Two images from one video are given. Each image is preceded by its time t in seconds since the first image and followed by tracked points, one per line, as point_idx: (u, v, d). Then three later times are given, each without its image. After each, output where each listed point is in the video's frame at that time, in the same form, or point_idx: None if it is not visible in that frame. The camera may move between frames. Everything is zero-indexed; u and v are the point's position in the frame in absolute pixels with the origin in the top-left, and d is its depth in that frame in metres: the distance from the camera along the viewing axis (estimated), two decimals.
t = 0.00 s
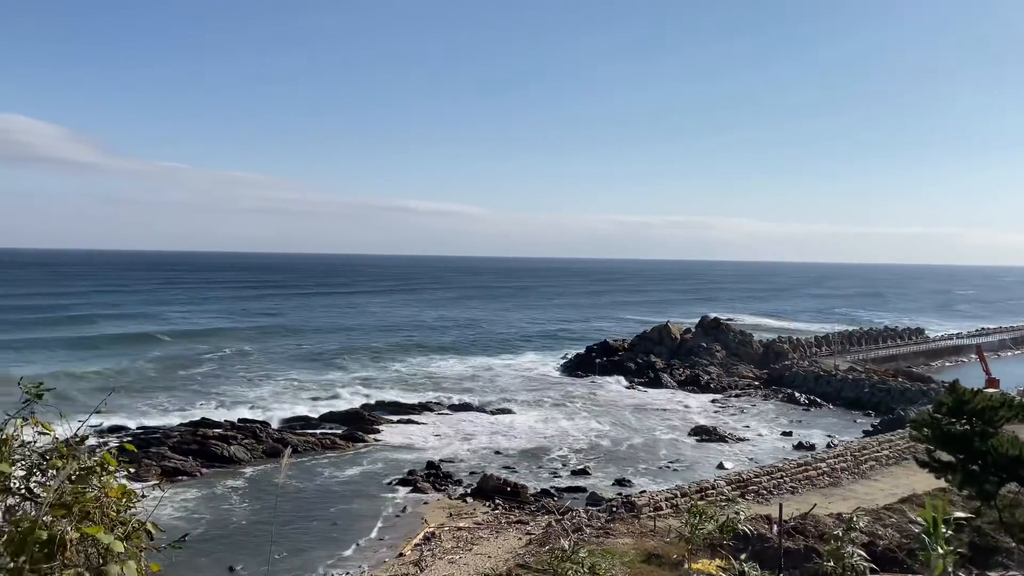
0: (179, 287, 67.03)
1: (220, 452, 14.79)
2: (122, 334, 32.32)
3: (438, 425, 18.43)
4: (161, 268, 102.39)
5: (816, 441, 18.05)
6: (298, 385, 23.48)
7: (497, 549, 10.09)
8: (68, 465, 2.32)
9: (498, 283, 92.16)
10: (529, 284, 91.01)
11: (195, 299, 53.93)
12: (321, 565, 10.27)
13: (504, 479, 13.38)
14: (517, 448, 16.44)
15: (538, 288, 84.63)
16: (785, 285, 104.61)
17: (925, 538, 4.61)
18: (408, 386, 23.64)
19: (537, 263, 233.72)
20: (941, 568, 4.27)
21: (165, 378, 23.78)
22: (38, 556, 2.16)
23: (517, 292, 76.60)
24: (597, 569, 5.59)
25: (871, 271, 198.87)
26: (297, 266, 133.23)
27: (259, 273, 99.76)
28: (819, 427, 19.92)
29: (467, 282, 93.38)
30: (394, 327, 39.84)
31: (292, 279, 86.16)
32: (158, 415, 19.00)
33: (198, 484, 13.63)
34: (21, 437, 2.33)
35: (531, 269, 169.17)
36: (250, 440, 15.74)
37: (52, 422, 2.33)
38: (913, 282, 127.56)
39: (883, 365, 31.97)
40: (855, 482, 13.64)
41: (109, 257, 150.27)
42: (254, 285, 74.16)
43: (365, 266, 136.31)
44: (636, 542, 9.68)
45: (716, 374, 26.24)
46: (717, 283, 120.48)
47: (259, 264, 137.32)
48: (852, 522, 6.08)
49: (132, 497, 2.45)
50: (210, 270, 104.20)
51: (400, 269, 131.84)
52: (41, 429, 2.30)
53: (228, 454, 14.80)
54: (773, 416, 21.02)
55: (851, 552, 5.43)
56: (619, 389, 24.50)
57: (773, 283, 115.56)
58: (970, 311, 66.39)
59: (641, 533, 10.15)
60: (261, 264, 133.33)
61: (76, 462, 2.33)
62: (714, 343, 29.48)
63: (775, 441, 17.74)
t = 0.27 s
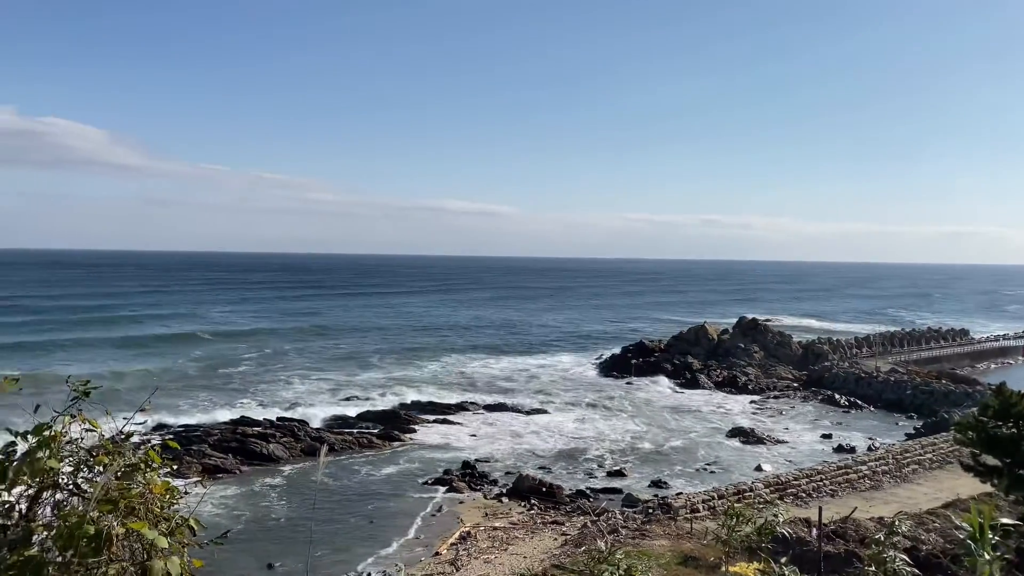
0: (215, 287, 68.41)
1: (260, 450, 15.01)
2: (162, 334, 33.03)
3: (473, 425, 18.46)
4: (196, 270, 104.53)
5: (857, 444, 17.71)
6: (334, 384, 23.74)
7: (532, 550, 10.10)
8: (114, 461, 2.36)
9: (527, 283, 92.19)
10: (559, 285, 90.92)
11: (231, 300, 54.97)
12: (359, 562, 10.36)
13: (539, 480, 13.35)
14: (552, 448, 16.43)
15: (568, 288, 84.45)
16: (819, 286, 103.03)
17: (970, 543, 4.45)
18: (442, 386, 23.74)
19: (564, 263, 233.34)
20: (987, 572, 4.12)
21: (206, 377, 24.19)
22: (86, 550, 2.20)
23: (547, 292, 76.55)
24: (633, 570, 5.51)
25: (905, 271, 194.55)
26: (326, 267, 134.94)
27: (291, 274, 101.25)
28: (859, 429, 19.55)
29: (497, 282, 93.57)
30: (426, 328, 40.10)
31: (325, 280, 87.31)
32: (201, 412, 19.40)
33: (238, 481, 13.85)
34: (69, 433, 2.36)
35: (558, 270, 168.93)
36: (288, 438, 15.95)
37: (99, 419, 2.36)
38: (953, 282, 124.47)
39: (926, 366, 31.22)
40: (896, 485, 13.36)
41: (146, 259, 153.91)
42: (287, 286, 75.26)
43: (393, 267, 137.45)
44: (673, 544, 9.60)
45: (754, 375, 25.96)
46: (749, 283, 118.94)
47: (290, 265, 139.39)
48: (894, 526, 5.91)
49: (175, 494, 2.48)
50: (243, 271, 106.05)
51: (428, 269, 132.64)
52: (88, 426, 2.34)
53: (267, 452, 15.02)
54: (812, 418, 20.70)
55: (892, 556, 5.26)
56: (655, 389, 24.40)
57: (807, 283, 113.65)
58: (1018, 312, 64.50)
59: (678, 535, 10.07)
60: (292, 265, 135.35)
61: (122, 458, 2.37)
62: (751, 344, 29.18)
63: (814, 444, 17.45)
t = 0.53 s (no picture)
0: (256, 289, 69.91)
1: (304, 449, 15.24)
2: (207, 335, 33.82)
3: (514, 426, 18.49)
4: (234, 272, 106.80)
5: (904, 446, 17.29)
6: (375, 384, 24.01)
7: (573, 551, 10.09)
8: (166, 459, 2.39)
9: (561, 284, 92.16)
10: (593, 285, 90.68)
11: (271, 300, 56.10)
12: (401, 560, 10.43)
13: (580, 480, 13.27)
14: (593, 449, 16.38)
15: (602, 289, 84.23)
16: (860, 286, 101.00)
17: None
18: (481, 386, 23.83)
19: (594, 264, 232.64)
20: None
21: (251, 376, 24.66)
22: (139, 546, 2.25)
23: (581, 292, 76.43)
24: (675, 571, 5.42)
25: (947, 271, 189.43)
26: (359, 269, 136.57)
27: (327, 275, 102.80)
28: (907, 432, 19.09)
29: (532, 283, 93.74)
30: (463, 328, 40.32)
31: (360, 281, 88.50)
32: (248, 410, 19.83)
33: (282, 478, 14.07)
34: (122, 431, 2.40)
35: (589, 270, 168.48)
36: (331, 437, 16.17)
37: (151, 416, 2.40)
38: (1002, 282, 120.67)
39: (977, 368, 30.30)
40: (946, 489, 13.01)
41: (187, 261, 157.99)
42: (325, 286, 76.50)
43: (425, 269, 138.53)
44: (715, 547, 9.49)
45: (798, 377, 25.59)
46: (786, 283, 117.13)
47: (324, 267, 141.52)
48: (944, 532, 5.69)
49: (223, 491, 2.51)
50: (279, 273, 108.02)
51: (459, 271, 133.33)
52: (140, 423, 2.38)
53: (311, 450, 15.23)
54: (858, 420, 20.29)
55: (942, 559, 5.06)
56: (697, 390, 24.23)
57: (847, 283, 111.29)
58: None
59: (720, 537, 9.94)
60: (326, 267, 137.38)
61: (173, 456, 2.40)
62: (795, 345, 28.79)
63: (860, 446, 17.10)
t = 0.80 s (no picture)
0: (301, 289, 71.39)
1: (354, 448, 15.46)
2: (257, 336, 34.65)
3: (562, 428, 18.48)
4: (277, 274, 109.14)
5: (965, 451, 16.75)
6: (423, 384, 24.27)
7: (621, 554, 10.04)
8: (223, 458, 2.42)
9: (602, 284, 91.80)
10: (633, 286, 90.13)
11: (316, 302, 57.18)
12: (450, 560, 10.50)
13: (628, 483, 13.16)
14: (641, 451, 16.27)
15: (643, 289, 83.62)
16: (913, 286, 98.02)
17: None
18: (527, 386, 23.87)
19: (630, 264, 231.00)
20: None
21: (301, 377, 25.14)
22: (198, 543, 2.30)
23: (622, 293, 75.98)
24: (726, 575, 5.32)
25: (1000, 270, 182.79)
26: (396, 270, 138.09)
27: (367, 277, 104.30)
28: (968, 436, 18.48)
29: (572, 283, 93.60)
30: (506, 328, 40.41)
31: (402, 282, 89.59)
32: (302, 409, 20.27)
33: (332, 478, 14.29)
34: (181, 429, 2.44)
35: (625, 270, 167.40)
36: (380, 437, 16.36)
37: (208, 415, 2.44)
38: None
39: None
40: (1010, 496, 12.55)
41: (232, 263, 162.19)
42: (368, 287, 77.67)
43: (461, 270, 139.37)
44: (766, 551, 9.31)
45: (852, 379, 25.06)
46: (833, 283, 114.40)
47: (362, 268, 143.52)
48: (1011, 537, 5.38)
49: (278, 489, 2.54)
50: (320, 275, 109.90)
51: (495, 272, 133.66)
52: (197, 423, 2.42)
53: (360, 450, 15.44)
54: (915, 423, 19.75)
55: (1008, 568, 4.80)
56: (748, 391, 23.96)
57: (901, 283, 108.17)
58: None
59: (772, 541, 9.76)
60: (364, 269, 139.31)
61: (230, 456, 2.43)
62: (850, 346, 28.26)
63: (918, 450, 16.63)
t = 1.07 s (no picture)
0: (347, 291, 72.65)
1: (406, 448, 15.62)
2: (308, 337, 35.36)
3: (613, 430, 18.40)
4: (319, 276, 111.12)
5: None
6: (473, 385, 24.42)
7: (673, 556, 9.92)
8: (281, 455, 2.46)
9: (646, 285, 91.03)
10: (678, 286, 89.11)
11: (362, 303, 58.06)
12: (501, 560, 10.51)
13: (680, 486, 13.03)
14: (693, 453, 16.13)
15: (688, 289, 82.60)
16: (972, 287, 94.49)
17: None
18: (575, 387, 23.82)
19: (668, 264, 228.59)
20: None
21: (353, 376, 25.53)
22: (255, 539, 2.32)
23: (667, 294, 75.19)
24: None
25: None
26: (434, 271, 139.07)
27: (410, 278, 105.41)
28: None
29: (615, 284, 93.01)
30: (551, 329, 40.37)
31: (444, 283, 90.35)
32: (355, 408, 20.63)
33: (384, 476, 14.46)
34: (241, 427, 2.49)
35: (664, 271, 165.75)
36: (431, 437, 16.51)
37: (267, 414, 2.48)
38: None
39: None
40: None
41: (277, 266, 165.86)
42: (412, 289, 78.51)
43: (498, 271, 139.61)
44: (822, 556, 9.03)
45: (912, 382, 24.41)
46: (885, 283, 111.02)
47: (401, 270, 145.01)
48: None
49: (334, 487, 2.56)
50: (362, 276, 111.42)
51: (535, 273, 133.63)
52: (257, 421, 2.47)
53: (412, 450, 15.60)
54: (978, 427, 19.14)
55: None
56: (803, 393, 23.58)
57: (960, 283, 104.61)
58: None
59: (828, 547, 9.50)
60: (403, 271, 140.73)
61: (288, 454, 2.47)
62: (909, 348, 27.58)
63: (982, 455, 16.09)
